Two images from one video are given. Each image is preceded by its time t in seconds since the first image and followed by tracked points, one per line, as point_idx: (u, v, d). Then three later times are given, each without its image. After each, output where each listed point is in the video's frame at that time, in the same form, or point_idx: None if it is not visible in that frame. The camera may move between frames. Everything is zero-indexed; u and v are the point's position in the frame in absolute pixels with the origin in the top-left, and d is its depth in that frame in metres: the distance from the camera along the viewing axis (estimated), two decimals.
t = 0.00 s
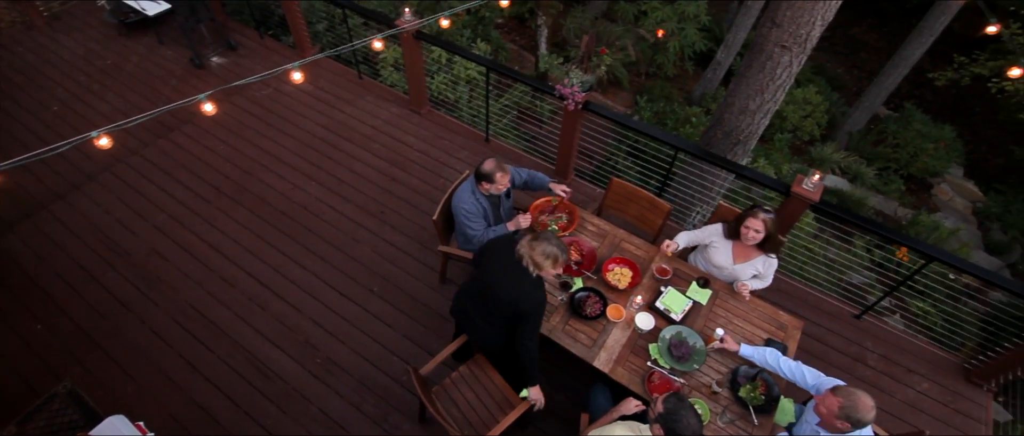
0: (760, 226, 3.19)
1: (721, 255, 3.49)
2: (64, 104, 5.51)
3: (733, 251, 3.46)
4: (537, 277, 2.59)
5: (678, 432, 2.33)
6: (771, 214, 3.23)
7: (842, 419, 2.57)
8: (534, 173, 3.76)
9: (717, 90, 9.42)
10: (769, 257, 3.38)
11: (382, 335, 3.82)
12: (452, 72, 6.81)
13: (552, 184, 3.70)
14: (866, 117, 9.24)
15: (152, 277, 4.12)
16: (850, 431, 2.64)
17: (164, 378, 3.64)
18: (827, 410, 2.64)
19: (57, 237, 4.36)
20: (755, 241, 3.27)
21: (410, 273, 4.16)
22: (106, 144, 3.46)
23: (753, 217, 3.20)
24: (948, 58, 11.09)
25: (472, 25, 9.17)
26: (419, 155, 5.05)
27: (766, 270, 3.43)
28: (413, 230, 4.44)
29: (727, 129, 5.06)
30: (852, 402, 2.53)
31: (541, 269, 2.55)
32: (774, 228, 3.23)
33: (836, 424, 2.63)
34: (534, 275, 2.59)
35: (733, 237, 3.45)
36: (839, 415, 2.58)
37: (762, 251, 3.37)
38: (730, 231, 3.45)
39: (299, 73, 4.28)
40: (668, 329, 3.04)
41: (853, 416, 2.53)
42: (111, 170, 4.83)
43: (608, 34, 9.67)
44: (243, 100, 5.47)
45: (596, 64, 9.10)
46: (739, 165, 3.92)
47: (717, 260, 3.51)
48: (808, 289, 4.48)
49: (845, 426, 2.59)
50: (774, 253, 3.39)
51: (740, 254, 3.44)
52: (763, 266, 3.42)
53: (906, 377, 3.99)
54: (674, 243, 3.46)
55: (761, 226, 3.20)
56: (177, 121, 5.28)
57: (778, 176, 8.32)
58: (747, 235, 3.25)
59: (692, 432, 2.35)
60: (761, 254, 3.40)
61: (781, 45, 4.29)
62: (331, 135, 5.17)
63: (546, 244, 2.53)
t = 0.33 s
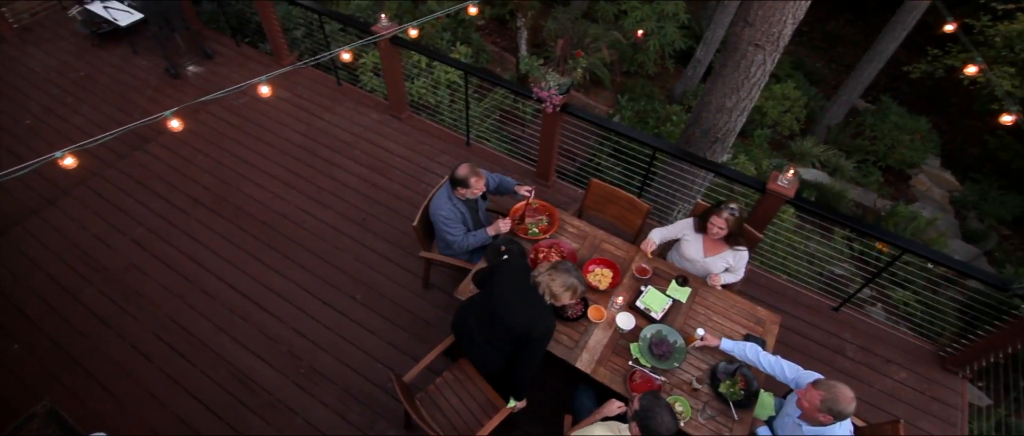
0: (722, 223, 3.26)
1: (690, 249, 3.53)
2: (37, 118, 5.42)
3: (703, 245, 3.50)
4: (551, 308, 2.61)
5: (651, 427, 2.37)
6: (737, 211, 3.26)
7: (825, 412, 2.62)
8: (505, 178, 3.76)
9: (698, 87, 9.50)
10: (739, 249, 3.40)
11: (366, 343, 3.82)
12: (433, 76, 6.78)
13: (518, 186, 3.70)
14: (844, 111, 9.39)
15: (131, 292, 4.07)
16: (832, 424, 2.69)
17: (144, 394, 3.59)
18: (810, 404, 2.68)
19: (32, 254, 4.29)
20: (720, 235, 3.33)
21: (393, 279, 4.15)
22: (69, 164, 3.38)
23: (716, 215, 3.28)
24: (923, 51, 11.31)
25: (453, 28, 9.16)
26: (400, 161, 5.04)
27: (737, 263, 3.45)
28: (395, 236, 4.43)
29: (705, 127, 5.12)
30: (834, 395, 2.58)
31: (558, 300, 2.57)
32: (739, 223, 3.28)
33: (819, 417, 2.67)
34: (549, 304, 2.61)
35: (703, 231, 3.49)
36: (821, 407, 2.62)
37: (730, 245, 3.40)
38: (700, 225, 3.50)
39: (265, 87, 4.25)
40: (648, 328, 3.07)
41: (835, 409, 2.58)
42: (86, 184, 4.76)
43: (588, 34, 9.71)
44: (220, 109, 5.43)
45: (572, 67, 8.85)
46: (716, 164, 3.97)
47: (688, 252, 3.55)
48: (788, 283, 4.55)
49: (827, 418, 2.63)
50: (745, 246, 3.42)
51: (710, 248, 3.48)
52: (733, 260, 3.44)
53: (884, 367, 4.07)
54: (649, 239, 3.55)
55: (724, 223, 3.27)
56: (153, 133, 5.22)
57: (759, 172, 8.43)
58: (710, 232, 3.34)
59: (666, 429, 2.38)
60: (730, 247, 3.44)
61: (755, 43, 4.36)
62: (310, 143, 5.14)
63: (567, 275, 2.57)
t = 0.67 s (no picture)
0: (687, 224, 3.29)
1: (663, 246, 3.56)
2: (10, 131, 5.33)
3: (675, 243, 3.52)
4: (535, 316, 2.64)
5: (621, 413, 2.39)
6: (702, 213, 3.26)
7: (808, 406, 2.64)
8: (485, 184, 3.79)
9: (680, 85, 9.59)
10: (711, 246, 3.41)
11: (351, 350, 3.81)
12: (415, 80, 6.77)
13: (498, 192, 3.73)
14: (823, 105, 9.54)
15: (111, 307, 4.02)
16: (818, 418, 2.71)
17: (127, 409, 3.55)
18: (794, 399, 2.71)
19: (9, 270, 4.22)
20: (688, 234, 3.36)
21: (377, 286, 4.15)
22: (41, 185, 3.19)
23: (681, 216, 3.30)
24: (900, 45, 11.48)
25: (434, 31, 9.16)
26: (382, 166, 5.03)
27: (711, 258, 3.46)
28: (378, 242, 4.42)
29: (685, 126, 5.17)
30: (813, 387, 2.62)
31: (542, 308, 2.61)
32: (705, 224, 3.28)
33: (804, 412, 2.70)
34: (534, 313, 2.65)
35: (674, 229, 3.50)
36: (802, 401, 2.65)
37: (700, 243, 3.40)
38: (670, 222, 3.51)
39: (236, 101, 4.12)
40: (630, 328, 3.10)
41: (817, 402, 2.60)
42: (63, 198, 4.69)
43: (569, 34, 9.77)
44: (199, 118, 5.38)
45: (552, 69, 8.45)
46: (695, 163, 4.01)
47: (662, 250, 3.58)
48: (769, 279, 4.62)
49: (812, 413, 2.66)
50: (718, 241, 3.42)
51: (682, 245, 3.49)
52: (707, 255, 3.45)
53: (864, 358, 4.14)
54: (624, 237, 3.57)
55: (689, 223, 3.29)
56: (130, 144, 5.16)
57: (741, 167, 8.53)
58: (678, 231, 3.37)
59: (637, 418, 2.38)
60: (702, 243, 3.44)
61: (730, 43, 4.42)
62: (292, 150, 5.12)
63: (552, 284, 2.61)
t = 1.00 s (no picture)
0: (666, 222, 3.33)
1: (642, 245, 3.60)
2: None
3: (654, 242, 3.57)
4: (511, 318, 2.61)
5: (598, 411, 2.43)
6: (681, 211, 3.31)
7: (789, 399, 2.68)
8: (467, 188, 3.80)
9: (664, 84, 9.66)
10: (690, 245, 3.46)
11: (337, 358, 3.80)
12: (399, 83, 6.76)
13: (480, 196, 3.74)
14: (805, 101, 9.67)
15: (93, 322, 3.98)
16: (801, 411, 2.75)
17: (110, 425, 3.52)
18: (775, 393, 2.75)
19: None
20: (666, 232, 3.40)
21: (363, 293, 4.15)
22: (10, 205, 3.13)
23: (660, 214, 3.35)
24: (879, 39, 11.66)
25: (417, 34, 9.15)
26: (366, 172, 5.02)
27: (689, 257, 3.50)
28: (363, 249, 4.42)
29: (667, 125, 5.22)
30: (792, 380, 2.66)
31: (515, 309, 2.57)
32: (684, 224, 3.33)
33: (787, 405, 2.74)
34: (508, 314, 2.60)
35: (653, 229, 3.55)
36: (783, 394, 2.70)
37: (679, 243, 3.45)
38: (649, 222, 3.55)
39: (208, 116, 4.06)
40: (614, 329, 3.13)
41: (796, 394, 2.65)
42: (41, 212, 4.63)
43: (553, 35, 9.81)
44: (179, 128, 5.34)
45: (531, 74, 9.01)
46: (677, 163, 4.05)
47: (642, 250, 3.62)
48: (752, 275, 4.68)
49: (794, 406, 2.70)
50: (697, 240, 3.47)
51: (660, 244, 3.54)
52: (686, 255, 3.50)
53: (845, 350, 4.22)
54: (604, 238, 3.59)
55: (668, 222, 3.33)
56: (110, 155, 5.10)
57: (724, 164, 8.62)
58: (657, 230, 3.41)
59: (614, 416, 2.40)
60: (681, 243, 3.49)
61: (708, 43, 4.47)
62: (274, 158, 5.09)
63: (515, 283, 2.56)
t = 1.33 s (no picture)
0: (649, 226, 3.37)
1: (627, 248, 3.64)
2: None
3: (637, 245, 3.61)
4: (492, 324, 2.62)
5: (578, 408, 2.46)
6: (664, 215, 3.34)
7: (757, 386, 2.73)
8: (452, 192, 3.81)
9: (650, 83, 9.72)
10: (674, 247, 3.50)
11: (325, 365, 3.81)
12: (385, 88, 6.75)
13: (465, 201, 3.76)
14: (788, 96, 9.78)
15: (77, 335, 3.95)
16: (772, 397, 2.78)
17: None
18: (745, 382, 2.79)
19: None
20: (650, 235, 3.44)
21: (351, 300, 4.15)
22: None
23: (643, 218, 3.38)
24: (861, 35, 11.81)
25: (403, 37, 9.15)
26: (352, 178, 5.02)
27: (673, 258, 3.55)
28: (350, 255, 4.42)
29: (651, 125, 5.26)
30: (756, 367, 2.72)
31: (494, 313, 2.58)
32: (666, 226, 3.36)
33: (757, 393, 2.78)
34: (488, 320, 2.60)
35: (637, 231, 3.59)
36: (751, 382, 2.74)
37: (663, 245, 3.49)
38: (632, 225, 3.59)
39: (185, 132, 4.02)
40: (599, 330, 3.16)
41: (762, 380, 2.69)
42: (23, 225, 4.59)
43: (539, 36, 9.84)
44: (162, 137, 5.30)
45: (513, 79, 9.22)
46: (660, 164, 4.09)
47: (627, 252, 3.66)
48: (737, 271, 4.75)
49: (764, 392, 2.74)
50: (681, 241, 3.51)
51: (644, 247, 3.59)
52: (670, 257, 3.55)
53: (829, 344, 4.28)
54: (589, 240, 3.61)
55: (650, 225, 3.37)
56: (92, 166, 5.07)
57: (710, 161, 8.70)
58: (641, 232, 3.44)
59: (593, 414, 2.43)
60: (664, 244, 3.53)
61: (689, 44, 4.52)
62: (259, 166, 5.08)
63: (491, 289, 2.58)
